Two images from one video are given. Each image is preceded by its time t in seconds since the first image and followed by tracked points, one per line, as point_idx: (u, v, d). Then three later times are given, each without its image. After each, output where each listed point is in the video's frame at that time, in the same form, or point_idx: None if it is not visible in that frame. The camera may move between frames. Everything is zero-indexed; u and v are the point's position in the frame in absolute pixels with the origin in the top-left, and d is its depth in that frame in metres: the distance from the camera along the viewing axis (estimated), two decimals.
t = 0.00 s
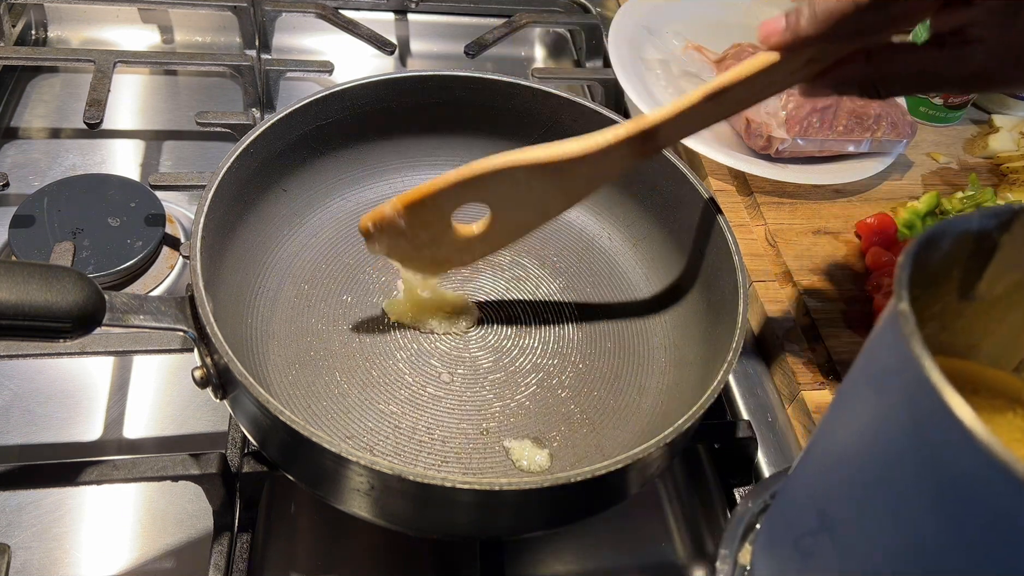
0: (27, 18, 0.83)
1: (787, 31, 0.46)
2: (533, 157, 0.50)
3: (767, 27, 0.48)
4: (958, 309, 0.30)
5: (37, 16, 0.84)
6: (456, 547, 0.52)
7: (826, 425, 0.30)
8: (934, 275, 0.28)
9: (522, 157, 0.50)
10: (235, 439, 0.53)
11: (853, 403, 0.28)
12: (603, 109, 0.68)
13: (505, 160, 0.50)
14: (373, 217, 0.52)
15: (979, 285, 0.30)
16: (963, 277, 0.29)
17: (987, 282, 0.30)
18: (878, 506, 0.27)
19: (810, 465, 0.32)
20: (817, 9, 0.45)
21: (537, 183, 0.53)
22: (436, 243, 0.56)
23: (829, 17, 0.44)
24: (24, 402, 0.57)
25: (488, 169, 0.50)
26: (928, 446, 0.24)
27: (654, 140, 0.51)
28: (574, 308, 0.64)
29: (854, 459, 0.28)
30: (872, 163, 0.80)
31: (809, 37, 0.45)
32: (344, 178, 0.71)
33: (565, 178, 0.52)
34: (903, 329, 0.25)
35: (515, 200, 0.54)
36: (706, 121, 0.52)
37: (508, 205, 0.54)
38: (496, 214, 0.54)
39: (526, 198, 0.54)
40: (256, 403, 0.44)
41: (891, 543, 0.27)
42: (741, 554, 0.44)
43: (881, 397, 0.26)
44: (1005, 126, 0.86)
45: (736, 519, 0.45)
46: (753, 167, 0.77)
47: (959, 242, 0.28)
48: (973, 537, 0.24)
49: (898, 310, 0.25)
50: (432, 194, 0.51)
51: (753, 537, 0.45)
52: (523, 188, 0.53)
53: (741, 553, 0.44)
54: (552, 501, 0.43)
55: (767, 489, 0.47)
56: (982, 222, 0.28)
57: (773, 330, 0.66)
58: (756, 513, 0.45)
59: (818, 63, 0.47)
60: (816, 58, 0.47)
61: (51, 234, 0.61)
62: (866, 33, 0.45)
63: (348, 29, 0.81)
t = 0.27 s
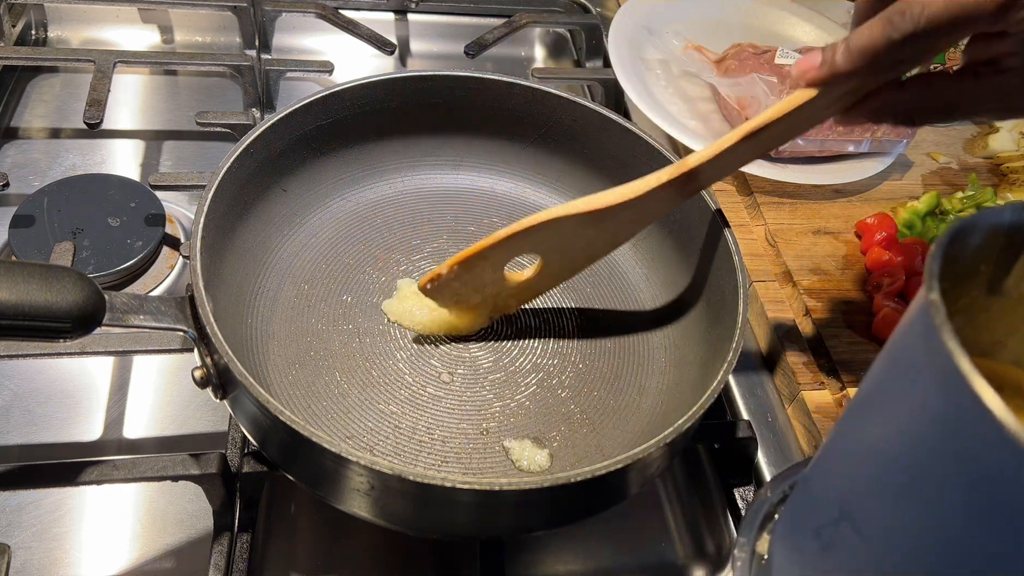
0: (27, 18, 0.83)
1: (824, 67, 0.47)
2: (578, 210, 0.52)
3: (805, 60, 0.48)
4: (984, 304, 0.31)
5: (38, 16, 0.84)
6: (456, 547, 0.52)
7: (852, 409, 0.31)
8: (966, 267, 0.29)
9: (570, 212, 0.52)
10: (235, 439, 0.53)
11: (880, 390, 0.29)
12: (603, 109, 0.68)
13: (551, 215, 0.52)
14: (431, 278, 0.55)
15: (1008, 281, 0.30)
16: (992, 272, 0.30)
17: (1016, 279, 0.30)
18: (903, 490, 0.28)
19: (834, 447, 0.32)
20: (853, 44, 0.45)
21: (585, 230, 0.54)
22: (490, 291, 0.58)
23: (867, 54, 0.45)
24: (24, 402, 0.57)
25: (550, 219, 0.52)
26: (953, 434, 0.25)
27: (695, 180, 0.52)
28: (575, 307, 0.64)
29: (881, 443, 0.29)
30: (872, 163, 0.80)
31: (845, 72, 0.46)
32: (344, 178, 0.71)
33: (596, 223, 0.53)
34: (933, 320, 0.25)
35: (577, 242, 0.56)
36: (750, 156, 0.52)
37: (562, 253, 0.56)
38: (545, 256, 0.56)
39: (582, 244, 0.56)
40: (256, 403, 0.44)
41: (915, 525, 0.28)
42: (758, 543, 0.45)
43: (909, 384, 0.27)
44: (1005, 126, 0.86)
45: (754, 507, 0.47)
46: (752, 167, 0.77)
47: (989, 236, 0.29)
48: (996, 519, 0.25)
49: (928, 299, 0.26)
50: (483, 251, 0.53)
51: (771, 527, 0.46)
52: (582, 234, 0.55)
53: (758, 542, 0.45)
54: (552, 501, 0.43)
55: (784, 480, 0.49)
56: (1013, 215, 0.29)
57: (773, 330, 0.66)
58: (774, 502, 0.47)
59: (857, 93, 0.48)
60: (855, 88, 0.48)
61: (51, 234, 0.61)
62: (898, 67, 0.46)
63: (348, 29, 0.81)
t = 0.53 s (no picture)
0: (27, 18, 0.82)
1: (851, 39, 0.48)
2: (584, 167, 0.49)
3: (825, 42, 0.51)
4: (996, 295, 0.32)
5: (38, 16, 0.84)
6: (456, 547, 0.52)
7: (867, 395, 0.32)
8: (979, 258, 0.31)
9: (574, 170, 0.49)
10: (235, 439, 0.53)
11: (898, 377, 0.30)
12: (603, 109, 0.68)
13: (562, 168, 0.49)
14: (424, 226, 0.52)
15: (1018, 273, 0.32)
16: (1003, 263, 0.31)
17: None
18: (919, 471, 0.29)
19: (850, 432, 0.33)
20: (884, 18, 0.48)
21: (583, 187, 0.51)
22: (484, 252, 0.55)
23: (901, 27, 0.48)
24: (24, 402, 0.57)
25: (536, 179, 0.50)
26: (973, 416, 0.26)
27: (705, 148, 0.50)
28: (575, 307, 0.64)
29: (898, 427, 0.30)
30: (872, 163, 0.80)
31: (877, 41, 0.48)
32: (344, 178, 0.71)
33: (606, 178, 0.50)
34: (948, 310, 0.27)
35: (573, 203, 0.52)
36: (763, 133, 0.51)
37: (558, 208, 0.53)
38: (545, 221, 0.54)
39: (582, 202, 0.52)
40: (256, 403, 0.44)
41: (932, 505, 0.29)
42: (764, 533, 0.46)
43: (926, 369, 0.28)
44: (1005, 126, 0.86)
45: (759, 498, 0.47)
46: (753, 167, 0.77)
47: (1000, 227, 0.30)
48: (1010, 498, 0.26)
49: (943, 289, 0.27)
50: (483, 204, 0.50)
51: (776, 517, 0.46)
52: (578, 193, 0.51)
53: (763, 534, 0.45)
54: (552, 501, 0.43)
55: (789, 470, 0.49)
56: None
57: (773, 330, 0.66)
58: (781, 493, 0.47)
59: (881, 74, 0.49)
60: (879, 68, 0.49)
61: (51, 234, 0.61)
62: (943, 38, 0.50)
63: (348, 29, 0.81)
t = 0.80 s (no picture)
0: (27, 18, 0.82)
1: (859, 74, 0.46)
2: (613, 211, 0.50)
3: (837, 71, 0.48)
4: (994, 296, 0.31)
5: (37, 16, 0.84)
6: (457, 546, 0.52)
7: (869, 393, 0.32)
8: (977, 258, 0.30)
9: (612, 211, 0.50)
10: (235, 439, 0.53)
11: (899, 374, 0.30)
12: (603, 109, 0.68)
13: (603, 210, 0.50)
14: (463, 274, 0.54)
15: (1016, 274, 0.31)
16: (1002, 263, 0.31)
17: None
18: (920, 469, 0.29)
19: (853, 430, 0.33)
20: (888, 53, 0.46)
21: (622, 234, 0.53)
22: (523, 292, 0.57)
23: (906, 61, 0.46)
24: (24, 402, 0.57)
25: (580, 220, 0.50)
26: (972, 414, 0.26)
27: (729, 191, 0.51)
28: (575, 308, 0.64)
29: (900, 425, 0.30)
30: (872, 163, 0.80)
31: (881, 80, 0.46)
32: (344, 178, 0.71)
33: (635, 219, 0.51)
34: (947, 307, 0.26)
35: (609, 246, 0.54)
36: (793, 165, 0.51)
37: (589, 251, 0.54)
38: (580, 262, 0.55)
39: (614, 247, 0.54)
40: (256, 403, 0.44)
41: (932, 504, 0.29)
42: (758, 533, 0.45)
43: (926, 367, 0.28)
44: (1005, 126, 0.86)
45: (755, 497, 0.47)
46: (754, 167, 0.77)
47: (999, 228, 0.30)
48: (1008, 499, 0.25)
49: (943, 285, 0.27)
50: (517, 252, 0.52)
51: (771, 517, 0.46)
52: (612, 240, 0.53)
53: (757, 533, 0.45)
54: (552, 501, 0.43)
55: (784, 471, 0.49)
56: None
57: (773, 330, 0.66)
58: (775, 492, 0.47)
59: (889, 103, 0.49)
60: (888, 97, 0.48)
61: (51, 234, 0.61)
62: (955, 64, 0.46)
63: (348, 29, 0.81)
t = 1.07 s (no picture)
0: (27, 18, 0.82)
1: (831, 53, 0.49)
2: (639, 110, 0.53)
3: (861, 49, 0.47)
4: (975, 283, 0.32)
5: (37, 16, 0.84)
6: (457, 546, 0.52)
7: (848, 386, 0.32)
8: (956, 245, 0.30)
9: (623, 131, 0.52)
10: (235, 439, 0.53)
11: (877, 363, 0.30)
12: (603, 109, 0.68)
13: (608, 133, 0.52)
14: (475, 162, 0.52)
15: (996, 262, 0.31)
16: (981, 250, 0.31)
17: (1005, 258, 0.31)
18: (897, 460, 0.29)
19: (831, 424, 0.33)
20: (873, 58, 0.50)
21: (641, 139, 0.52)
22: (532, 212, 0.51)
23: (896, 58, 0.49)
24: (24, 402, 0.57)
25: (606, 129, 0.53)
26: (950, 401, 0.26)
27: (758, 102, 0.52)
28: (575, 308, 0.64)
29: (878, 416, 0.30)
30: (872, 163, 0.80)
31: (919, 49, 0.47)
32: (344, 178, 0.71)
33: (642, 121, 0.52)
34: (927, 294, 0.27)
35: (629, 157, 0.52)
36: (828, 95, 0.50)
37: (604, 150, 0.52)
38: (593, 167, 0.52)
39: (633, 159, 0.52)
40: (256, 403, 0.44)
41: (908, 495, 0.29)
42: (744, 524, 0.44)
43: (904, 356, 0.28)
44: (1005, 126, 0.86)
45: (741, 486, 0.46)
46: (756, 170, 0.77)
47: (979, 215, 0.30)
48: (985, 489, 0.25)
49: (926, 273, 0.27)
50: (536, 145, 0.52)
51: (756, 509, 0.45)
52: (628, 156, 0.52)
53: (744, 524, 0.44)
54: (551, 501, 0.43)
55: (771, 462, 0.47)
56: (1002, 193, 0.30)
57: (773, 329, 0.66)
58: (760, 485, 0.46)
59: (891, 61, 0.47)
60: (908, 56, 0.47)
61: (51, 234, 0.61)
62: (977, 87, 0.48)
63: (348, 29, 0.81)
